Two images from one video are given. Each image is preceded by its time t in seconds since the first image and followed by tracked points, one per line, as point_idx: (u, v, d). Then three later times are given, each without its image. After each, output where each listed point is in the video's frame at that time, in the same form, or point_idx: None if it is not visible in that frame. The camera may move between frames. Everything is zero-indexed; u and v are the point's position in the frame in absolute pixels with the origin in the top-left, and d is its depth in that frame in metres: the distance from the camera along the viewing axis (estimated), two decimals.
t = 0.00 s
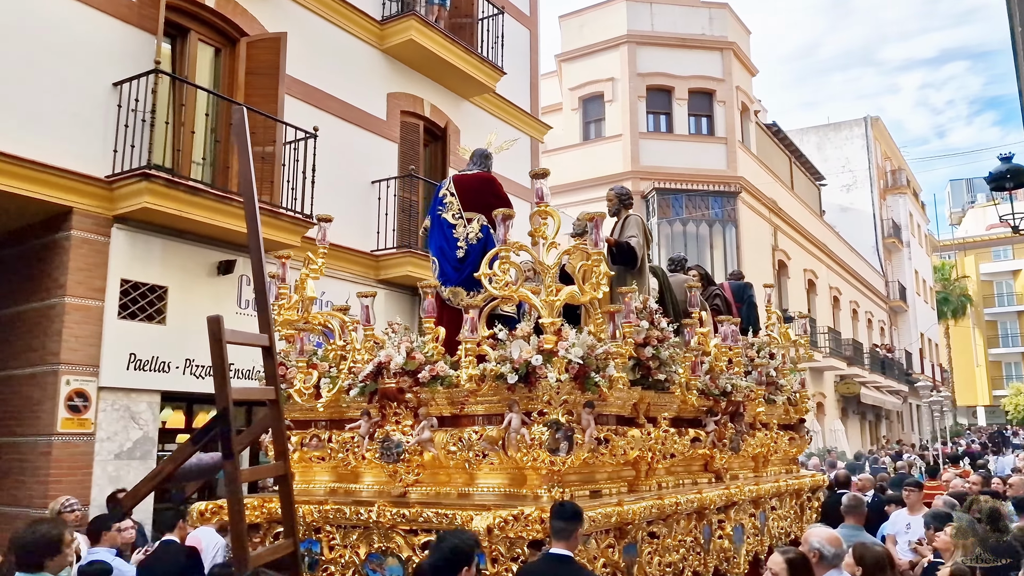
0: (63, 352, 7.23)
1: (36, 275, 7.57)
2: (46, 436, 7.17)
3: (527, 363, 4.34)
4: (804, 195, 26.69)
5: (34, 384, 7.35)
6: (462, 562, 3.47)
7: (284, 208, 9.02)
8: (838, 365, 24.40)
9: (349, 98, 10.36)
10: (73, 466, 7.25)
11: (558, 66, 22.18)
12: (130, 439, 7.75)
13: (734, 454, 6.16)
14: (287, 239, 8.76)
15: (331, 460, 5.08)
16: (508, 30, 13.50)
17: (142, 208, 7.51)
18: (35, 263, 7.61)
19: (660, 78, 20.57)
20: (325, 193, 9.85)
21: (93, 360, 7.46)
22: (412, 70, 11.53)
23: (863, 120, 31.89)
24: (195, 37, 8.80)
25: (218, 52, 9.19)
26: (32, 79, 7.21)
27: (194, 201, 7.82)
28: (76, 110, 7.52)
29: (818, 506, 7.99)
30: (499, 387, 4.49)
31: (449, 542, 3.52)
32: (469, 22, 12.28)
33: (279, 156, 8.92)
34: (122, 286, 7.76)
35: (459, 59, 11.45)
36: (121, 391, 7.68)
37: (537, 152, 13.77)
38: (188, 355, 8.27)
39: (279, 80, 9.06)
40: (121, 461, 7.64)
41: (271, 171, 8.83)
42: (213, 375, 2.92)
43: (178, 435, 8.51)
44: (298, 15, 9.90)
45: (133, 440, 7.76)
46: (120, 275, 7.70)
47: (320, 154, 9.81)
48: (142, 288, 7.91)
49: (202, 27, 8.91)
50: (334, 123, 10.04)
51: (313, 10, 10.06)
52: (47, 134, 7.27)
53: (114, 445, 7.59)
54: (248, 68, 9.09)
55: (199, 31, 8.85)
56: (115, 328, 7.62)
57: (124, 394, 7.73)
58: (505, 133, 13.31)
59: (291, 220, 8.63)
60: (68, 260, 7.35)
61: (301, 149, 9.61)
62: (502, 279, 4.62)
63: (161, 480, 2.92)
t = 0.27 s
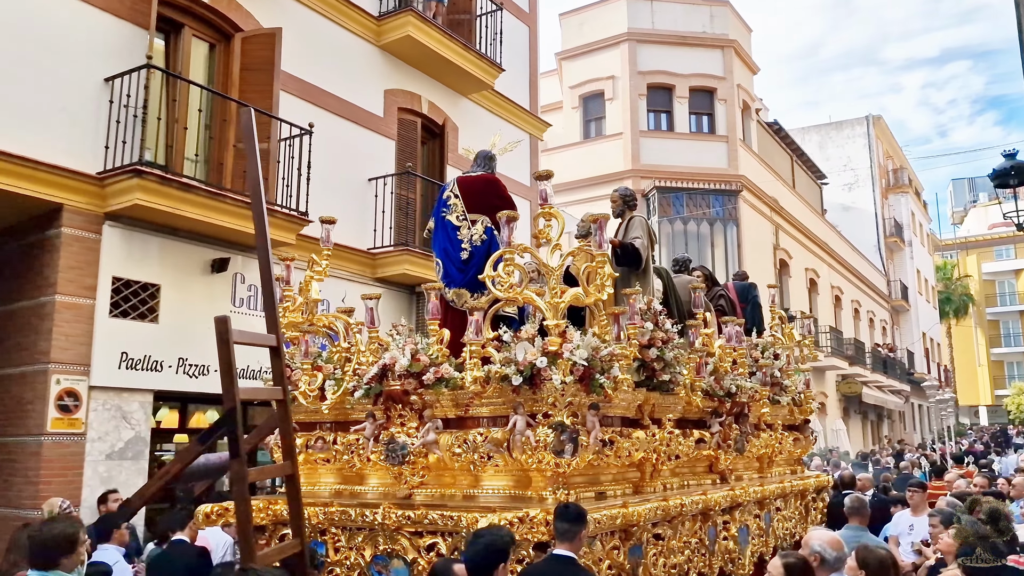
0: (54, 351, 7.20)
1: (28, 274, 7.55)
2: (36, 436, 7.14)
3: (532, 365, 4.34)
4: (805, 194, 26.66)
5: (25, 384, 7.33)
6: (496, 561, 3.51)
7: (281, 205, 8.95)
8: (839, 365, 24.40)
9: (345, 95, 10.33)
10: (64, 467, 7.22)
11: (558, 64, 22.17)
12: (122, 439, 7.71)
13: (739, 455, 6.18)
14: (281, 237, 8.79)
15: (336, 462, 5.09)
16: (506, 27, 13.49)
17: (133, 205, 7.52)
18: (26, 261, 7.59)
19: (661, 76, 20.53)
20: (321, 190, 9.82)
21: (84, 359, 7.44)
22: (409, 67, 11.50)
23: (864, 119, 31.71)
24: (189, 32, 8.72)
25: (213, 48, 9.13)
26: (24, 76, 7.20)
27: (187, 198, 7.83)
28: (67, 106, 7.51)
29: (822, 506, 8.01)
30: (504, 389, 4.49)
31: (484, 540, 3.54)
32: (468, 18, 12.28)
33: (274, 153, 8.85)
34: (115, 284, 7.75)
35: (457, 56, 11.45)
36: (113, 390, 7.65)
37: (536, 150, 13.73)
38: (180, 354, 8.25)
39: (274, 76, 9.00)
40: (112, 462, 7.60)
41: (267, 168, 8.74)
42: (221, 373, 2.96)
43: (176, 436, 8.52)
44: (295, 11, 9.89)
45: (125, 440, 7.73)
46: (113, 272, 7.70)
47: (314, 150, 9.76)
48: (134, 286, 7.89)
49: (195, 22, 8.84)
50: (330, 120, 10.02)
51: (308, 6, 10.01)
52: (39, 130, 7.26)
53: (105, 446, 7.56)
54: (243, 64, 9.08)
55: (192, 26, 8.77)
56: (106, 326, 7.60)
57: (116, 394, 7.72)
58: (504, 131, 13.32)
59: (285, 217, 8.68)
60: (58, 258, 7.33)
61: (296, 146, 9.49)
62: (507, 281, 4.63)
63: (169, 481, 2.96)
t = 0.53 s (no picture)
0: (45, 348, 7.21)
1: (20, 271, 7.56)
2: (27, 435, 7.15)
3: (533, 366, 4.40)
4: (807, 193, 26.67)
5: (16, 382, 7.33)
6: (509, 557, 3.53)
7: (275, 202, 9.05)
8: (840, 364, 24.44)
9: (341, 91, 10.34)
10: (55, 466, 7.23)
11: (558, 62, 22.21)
12: (114, 438, 7.73)
13: (740, 455, 6.23)
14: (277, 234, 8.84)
15: (340, 461, 5.15)
16: (505, 24, 13.51)
17: (125, 202, 7.53)
18: (19, 258, 7.60)
19: (661, 74, 20.58)
20: (317, 187, 9.84)
21: (75, 357, 7.44)
22: (407, 63, 11.54)
23: (866, 118, 31.85)
24: (182, 28, 8.79)
25: (208, 44, 9.21)
26: (16, 71, 7.22)
27: (180, 194, 7.85)
28: (60, 102, 7.53)
29: (823, 506, 8.06)
30: (505, 389, 4.54)
31: (501, 535, 3.57)
32: (465, 15, 12.22)
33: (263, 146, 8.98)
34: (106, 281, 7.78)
35: (455, 53, 11.48)
36: (104, 388, 7.64)
37: (535, 147, 13.78)
38: (174, 352, 8.26)
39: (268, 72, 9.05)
40: (104, 461, 7.62)
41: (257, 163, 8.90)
42: (234, 376, 3.02)
43: (174, 436, 8.61)
44: (292, 8, 9.93)
45: (116, 439, 7.74)
46: (104, 270, 7.72)
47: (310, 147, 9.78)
48: (126, 283, 7.91)
49: (190, 17, 8.92)
50: (326, 117, 10.03)
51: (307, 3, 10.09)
52: (31, 126, 7.28)
53: (97, 445, 7.57)
54: (238, 59, 9.12)
55: (187, 22, 8.86)
56: (98, 324, 7.62)
57: (108, 393, 7.72)
58: (503, 128, 13.38)
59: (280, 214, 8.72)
60: (49, 255, 7.34)
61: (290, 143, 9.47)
62: (508, 283, 4.67)
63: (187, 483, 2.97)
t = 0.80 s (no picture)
0: (30, 347, 7.22)
1: (7, 267, 7.56)
2: (13, 434, 7.15)
3: (528, 363, 4.45)
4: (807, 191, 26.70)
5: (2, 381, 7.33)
6: (505, 554, 3.62)
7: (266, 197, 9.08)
8: (839, 363, 24.47)
9: (335, 88, 10.39)
10: (42, 465, 7.23)
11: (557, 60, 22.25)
12: (102, 437, 7.75)
13: (737, 452, 6.26)
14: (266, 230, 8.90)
15: (338, 458, 5.19)
16: (501, 21, 13.53)
17: (113, 197, 7.55)
18: (6, 254, 7.60)
19: (660, 71, 20.62)
20: (310, 184, 9.86)
21: (62, 355, 7.45)
22: (402, 59, 11.59)
23: (867, 116, 31.80)
24: (173, 22, 8.78)
25: (199, 38, 9.21)
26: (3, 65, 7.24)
27: (169, 191, 7.87)
28: (48, 96, 7.55)
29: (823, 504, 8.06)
30: (501, 385, 4.59)
31: (496, 533, 3.67)
32: (461, 10, 12.40)
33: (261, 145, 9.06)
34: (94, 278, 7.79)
35: (450, 48, 11.51)
36: (91, 386, 7.65)
37: (533, 144, 13.83)
38: (163, 350, 8.27)
39: (260, 67, 9.09)
40: (91, 460, 7.64)
41: (253, 161, 8.97)
42: (246, 374, 3.06)
43: (169, 434, 8.72)
44: (287, 5, 9.98)
45: (104, 438, 7.76)
46: (92, 267, 7.73)
47: (303, 143, 9.82)
48: (115, 280, 7.92)
49: (181, 12, 8.93)
50: (319, 113, 10.06)
51: None
52: (19, 121, 7.30)
53: (84, 444, 7.59)
54: (229, 54, 9.16)
55: (178, 16, 8.85)
56: (86, 321, 7.63)
57: (96, 391, 7.73)
58: (500, 125, 13.42)
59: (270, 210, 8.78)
60: (35, 252, 7.36)
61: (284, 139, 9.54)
62: (504, 281, 4.71)
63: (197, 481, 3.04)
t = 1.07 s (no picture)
0: (15, 347, 7.19)
1: None
2: None
3: (526, 365, 4.47)
4: (807, 190, 26.68)
5: None
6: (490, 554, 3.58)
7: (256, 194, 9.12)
8: (839, 363, 24.46)
9: (329, 85, 10.41)
10: (26, 467, 7.19)
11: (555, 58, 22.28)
12: (89, 438, 7.73)
13: (737, 453, 6.26)
14: (256, 228, 8.87)
15: (338, 461, 5.19)
16: (497, 17, 13.51)
17: (99, 194, 7.52)
18: None
19: (660, 69, 20.59)
20: (304, 181, 9.87)
21: (46, 355, 7.42)
22: (397, 56, 11.60)
23: (868, 114, 31.71)
24: (162, 18, 8.82)
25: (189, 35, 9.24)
26: None
27: (157, 188, 7.84)
28: (34, 92, 7.54)
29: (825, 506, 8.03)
30: (499, 387, 4.60)
31: (482, 533, 3.63)
32: (456, 7, 12.47)
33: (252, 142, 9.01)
34: (81, 277, 7.77)
35: (445, 45, 11.50)
36: (77, 386, 7.63)
37: (530, 141, 13.85)
38: (152, 350, 8.24)
39: (250, 62, 9.10)
40: (78, 462, 7.62)
41: (245, 158, 8.87)
42: (255, 373, 3.05)
43: (163, 434, 8.71)
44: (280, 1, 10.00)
45: (91, 439, 7.74)
46: (79, 266, 7.71)
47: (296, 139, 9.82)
48: (102, 279, 7.90)
49: (170, 7, 8.96)
50: (312, 110, 10.07)
51: None
52: (5, 117, 7.30)
53: (70, 445, 7.57)
54: (219, 50, 9.19)
55: (167, 11, 8.89)
56: (72, 320, 7.61)
57: (82, 392, 7.70)
58: (496, 122, 13.43)
59: (260, 208, 8.75)
60: (21, 250, 7.33)
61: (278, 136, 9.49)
62: (501, 284, 4.72)
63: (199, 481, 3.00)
